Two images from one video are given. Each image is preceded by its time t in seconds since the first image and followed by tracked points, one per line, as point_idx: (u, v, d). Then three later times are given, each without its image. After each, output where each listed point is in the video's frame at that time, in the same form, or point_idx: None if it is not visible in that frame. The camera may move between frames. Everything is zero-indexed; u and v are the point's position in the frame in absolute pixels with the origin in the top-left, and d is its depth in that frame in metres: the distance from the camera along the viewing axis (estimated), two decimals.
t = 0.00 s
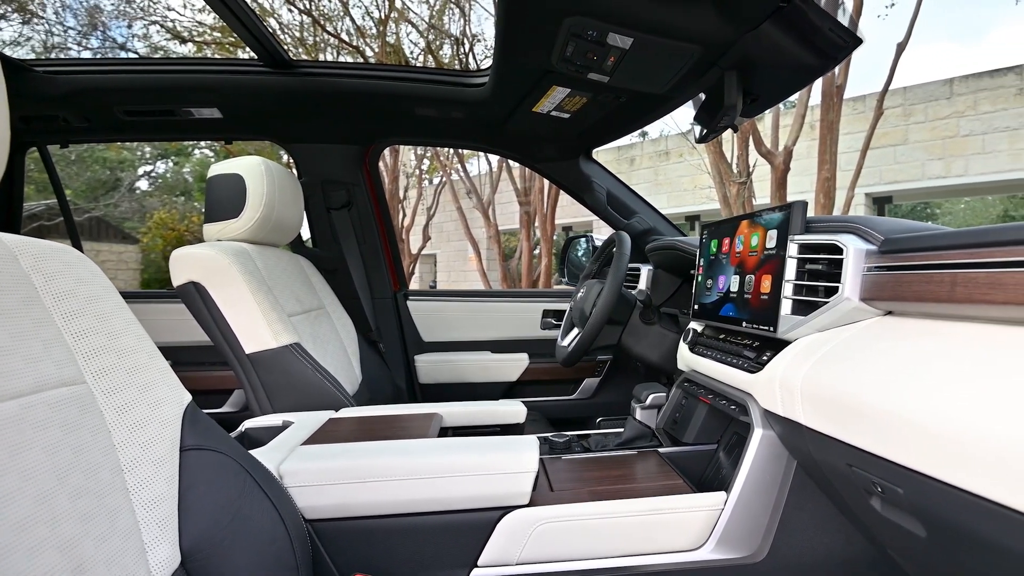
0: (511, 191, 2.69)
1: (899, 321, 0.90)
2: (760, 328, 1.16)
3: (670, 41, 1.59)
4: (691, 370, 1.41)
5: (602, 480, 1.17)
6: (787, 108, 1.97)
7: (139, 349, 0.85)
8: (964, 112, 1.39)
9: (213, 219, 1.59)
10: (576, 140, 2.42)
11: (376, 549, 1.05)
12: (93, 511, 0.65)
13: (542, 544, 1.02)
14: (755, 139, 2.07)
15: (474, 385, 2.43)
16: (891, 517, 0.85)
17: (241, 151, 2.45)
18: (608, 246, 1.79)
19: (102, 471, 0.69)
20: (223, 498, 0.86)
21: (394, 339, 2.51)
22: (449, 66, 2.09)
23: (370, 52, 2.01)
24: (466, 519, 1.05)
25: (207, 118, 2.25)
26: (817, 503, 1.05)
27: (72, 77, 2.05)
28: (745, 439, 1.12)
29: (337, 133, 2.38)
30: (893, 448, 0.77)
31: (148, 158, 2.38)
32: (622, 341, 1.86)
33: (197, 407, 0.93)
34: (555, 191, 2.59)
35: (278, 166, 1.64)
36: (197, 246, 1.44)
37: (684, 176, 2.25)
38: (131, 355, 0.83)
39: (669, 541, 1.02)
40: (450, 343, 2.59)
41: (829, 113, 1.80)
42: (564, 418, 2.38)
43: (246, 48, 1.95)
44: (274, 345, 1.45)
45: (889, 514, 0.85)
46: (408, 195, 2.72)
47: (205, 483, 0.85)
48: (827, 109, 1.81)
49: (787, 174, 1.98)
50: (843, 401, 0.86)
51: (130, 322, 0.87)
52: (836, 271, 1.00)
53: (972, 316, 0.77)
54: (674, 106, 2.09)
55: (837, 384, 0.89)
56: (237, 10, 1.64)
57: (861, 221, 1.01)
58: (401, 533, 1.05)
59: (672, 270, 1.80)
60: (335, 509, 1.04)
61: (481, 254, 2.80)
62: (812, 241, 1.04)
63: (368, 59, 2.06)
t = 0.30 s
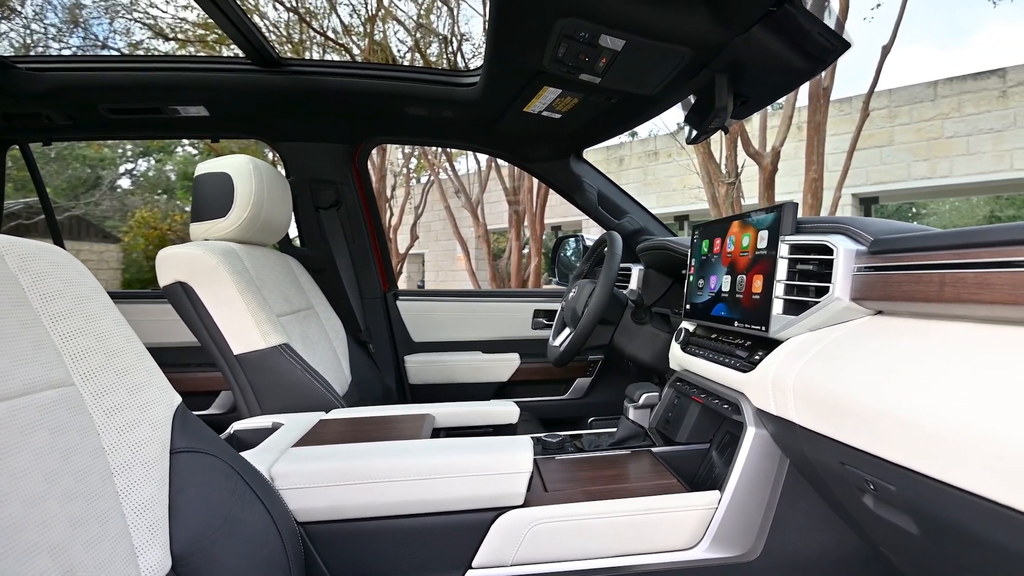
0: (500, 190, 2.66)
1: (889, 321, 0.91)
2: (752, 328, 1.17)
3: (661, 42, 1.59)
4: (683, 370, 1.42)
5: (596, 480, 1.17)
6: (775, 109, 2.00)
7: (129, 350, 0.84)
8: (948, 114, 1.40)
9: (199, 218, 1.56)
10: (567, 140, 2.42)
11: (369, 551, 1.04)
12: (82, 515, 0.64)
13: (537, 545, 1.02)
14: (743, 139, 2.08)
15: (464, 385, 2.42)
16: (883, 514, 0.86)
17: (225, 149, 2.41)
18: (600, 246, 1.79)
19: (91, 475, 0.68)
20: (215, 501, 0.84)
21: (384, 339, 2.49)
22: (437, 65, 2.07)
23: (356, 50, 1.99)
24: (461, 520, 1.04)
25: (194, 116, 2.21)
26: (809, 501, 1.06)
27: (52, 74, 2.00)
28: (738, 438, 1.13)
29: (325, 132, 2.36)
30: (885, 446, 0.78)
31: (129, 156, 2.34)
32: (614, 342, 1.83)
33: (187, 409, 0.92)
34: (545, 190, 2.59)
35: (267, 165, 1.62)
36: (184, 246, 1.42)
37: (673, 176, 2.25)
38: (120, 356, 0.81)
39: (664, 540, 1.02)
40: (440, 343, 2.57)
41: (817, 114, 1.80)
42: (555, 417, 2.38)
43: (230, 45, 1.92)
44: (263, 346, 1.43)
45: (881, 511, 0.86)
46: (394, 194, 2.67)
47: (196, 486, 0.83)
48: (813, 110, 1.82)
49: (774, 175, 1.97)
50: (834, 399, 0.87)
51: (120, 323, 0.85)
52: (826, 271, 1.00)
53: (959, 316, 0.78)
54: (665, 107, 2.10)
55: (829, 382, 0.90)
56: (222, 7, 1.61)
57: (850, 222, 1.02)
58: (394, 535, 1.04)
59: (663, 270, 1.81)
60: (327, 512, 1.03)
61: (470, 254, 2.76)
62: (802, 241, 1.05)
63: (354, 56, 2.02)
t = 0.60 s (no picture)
0: (488, 189, 2.63)
1: (880, 320, 0.92)
2: (745, 327, 1.18)
3: (651, 44, 1.59)
4: (676, 369, 1.43)
5: (591, 480, 1.17)
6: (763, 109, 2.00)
7: (119, 353, 0.82)
8: (931, 116, 1.40)
9: (187, 217, 1.53)
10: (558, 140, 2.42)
11: (364, 554, 1.03)
12: (73, 521, 0.63)
13: (533, 545, 1.02)
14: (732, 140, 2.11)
15: (455, 385, 2.41)
16: (876, 511, 0.87)
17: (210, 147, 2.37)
18: (591, 246, 1.80)
19: (82, 480, 0.66)
20: (208, 505, 0.83)
21: (374, 340, 2.47)
22: (424, 63, 2.05)
23: (343, 49, 1.96)
24: (456, 522, 1.03)
25: (181, 115, 2.18)
26: (802, 499, 1.07)
27: (30, 71, 1.95)
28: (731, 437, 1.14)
29: (313, 131, 2.33)
30: (879, 444, 0.79)
31: (110, 154, 2.29)
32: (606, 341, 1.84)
33: (180, 412, 0.90)
34: (533, 189, 2.59)
35: (256, 165, 1.59)
36: (172, 246, 1.39)
37: (661, 175, 2.26)
38: (111, 358, 0.80)
39: (659, 538, 1.03)
40: (430, 343, 2.56)
41: (801, 116, 1.83)
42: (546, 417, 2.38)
43: (214, 42, 1.89)
44: (253, 347, 1.41)
45: (874, 508, 0.87)
46: (381, 193, 2.65)
47: (189, 489, 0.82)
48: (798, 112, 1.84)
49: (762, 174, 2.00)
50: (828, 398, 0.88)
51: (110, 325, 0.83)
52: (818, 272, 1.02)
53: (951, 316, 0.80)
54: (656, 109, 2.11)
55: (822, 381, 0.91)
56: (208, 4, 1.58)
57: (841, 223, 1.04)
58: (389, 538, 1.03)
59: (654, 270, 1.82)
60: (321, 514, 1.02)
61: (457, 252, 2.73)
62: (795, 242, 1.06)
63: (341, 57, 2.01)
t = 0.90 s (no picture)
0: (475, 188, 2.65)
1: (872, 320, 0.94)
2: (739, 327, 1.19)
3: (643, 45, 1.60)
4: (669, 369, 1.44)
5: (587, 479, 1.18)
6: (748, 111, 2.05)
7: (110, 354, 0.80)
8: (916, 118, 1.42)
9: (175, 217, 1.51)
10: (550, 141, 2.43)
11: (359, 557, 1.02)
12: (67, 527, 0.61)
13: (531, 545, 1.01)
14: (718, 141, 2.12)
15: (446, 386, 2.40)
16: (869, 508, 0.89)
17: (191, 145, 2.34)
18: (583, 246, 1.81)
19: (74, 484, 0.65)
20: (203, 508, 0.82)
21: (364, 340, 2.45)
22: (411, 62, 2.02)
23: (329, 46, 1.94)
24: (453, 522, 1.03)
25: (168, 112, 2.15)
26: (795, 496, 1.09)
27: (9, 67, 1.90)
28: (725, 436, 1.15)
29: (302, 129, 2.31)
30: (873, 442, 0.80)
31: (90, 151, 2.25)
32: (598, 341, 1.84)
33: (172, 414, 0.89)
34: (522, 189, 2.59)
35: (245, 163, 1.57)
36: (161, 246, 1.37)
37: (649, 176, 2.30)
38: (103, 360, 0.78)
39: (655, 537, 1.03)
40: (421, 344, 2.55)
41: (788, 118, 1.87)
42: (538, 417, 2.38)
43: (197, 38, 1.85)
44: (243, 348, 1.39)
45: (867, 505, 0.89)
46: (368, 192, 2.63)
47: (183, 493, 0.81)
48: (784, 113, 1.88)
49: (749, 175, 2.04)
50: (823, 397, 0.89)
51: (100, 326, 0.82)
52: (812, 272, 1.03)
53: (943, 315, 0.81)
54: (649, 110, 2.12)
55: (816, 380, 0.92)
56: None
57: (835, 224, 1.05)
58: (385, 540, 1.02)
59: (646, 270, 1.83)
60: (315, 517, 1.00)
61: (445, 252, 2.74)
62: (789, 242, 1.07)
63: (326, 52, 1.98)
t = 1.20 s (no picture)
0: (461, 187, 2.65)
1: (864, 319, 0.96)
2: (732, 327, 1.21)
3: (634, 45, 1.61)
4: (661, 368, 1.45)
5: (582, 478, 1.18)
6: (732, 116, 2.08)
7: (100, 355, 0.78)
8: (896, 121, 1.43)
9: (160, 215, 1.48)
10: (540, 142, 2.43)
11: (354, 559, 1.01)
12: (59, 532, 0.60)
13: (528, 546, 1.01)
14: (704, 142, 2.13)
15: (435, 386, 2.39)
16: (862, 504, 0.91)
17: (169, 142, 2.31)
18: (574, 246, 1.81)
19: (66, 488, 0.63)
20: (197, 512, 0.80)
21: (352, 341, 2.43)
22: (396, 59, 1.99)
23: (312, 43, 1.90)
24: (450, 523, 1.02)
25: (152, 107, 2.11)
26: (788, 493, 1.10)
27: None
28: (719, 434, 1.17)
29: (289, 127, 2.28)
30: (869, 438, 0.81)
31: (65, 148, 2.20)
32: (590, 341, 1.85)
33: (164, 416, 0.87)
34: (507, 189, 2.61)
35: (232, 160, 1.55)
36: (148, 245, 1.34)
37: (635, 176, 2.30)
38: (93, 361, 0.76)
39: (651, 534, 1.04)
40: (410, 343, 2.53)
41: (773, 119, 1.90)
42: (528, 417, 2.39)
43: (179, 34, 1.81)
44: (232, 349, 1.36)
45: (860, 500, 0.91)
46: (352, 191, 2.60)
47: (176, 496, 0.79)
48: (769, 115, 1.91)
49: (734, 176, 2.08)
50: (818, 395, 0.90)
51: (90, 326, 0.80)
52: (806, 272, 1.05)
53: (935, 314, 0.83)
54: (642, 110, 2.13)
55: (811, 378, 0.93)
56: None
57: (828, 224, 1.07)
58: (380, 541, 1.01)
59: (637, 270, 1.84)
60: (310, 519, 0.99)
61: (431, 252, 2.71)
62: (782, 243, 1.09)
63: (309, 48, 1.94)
